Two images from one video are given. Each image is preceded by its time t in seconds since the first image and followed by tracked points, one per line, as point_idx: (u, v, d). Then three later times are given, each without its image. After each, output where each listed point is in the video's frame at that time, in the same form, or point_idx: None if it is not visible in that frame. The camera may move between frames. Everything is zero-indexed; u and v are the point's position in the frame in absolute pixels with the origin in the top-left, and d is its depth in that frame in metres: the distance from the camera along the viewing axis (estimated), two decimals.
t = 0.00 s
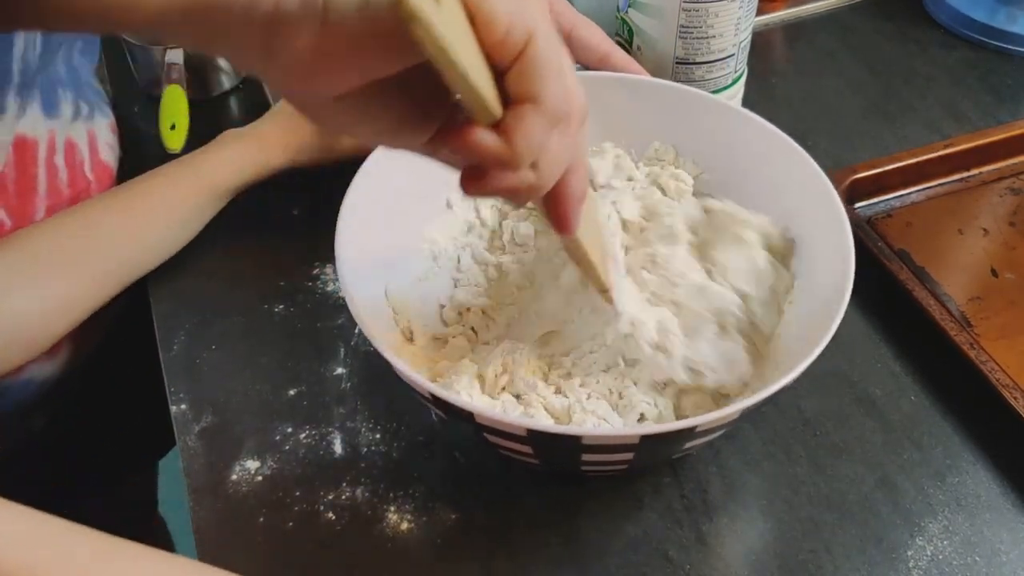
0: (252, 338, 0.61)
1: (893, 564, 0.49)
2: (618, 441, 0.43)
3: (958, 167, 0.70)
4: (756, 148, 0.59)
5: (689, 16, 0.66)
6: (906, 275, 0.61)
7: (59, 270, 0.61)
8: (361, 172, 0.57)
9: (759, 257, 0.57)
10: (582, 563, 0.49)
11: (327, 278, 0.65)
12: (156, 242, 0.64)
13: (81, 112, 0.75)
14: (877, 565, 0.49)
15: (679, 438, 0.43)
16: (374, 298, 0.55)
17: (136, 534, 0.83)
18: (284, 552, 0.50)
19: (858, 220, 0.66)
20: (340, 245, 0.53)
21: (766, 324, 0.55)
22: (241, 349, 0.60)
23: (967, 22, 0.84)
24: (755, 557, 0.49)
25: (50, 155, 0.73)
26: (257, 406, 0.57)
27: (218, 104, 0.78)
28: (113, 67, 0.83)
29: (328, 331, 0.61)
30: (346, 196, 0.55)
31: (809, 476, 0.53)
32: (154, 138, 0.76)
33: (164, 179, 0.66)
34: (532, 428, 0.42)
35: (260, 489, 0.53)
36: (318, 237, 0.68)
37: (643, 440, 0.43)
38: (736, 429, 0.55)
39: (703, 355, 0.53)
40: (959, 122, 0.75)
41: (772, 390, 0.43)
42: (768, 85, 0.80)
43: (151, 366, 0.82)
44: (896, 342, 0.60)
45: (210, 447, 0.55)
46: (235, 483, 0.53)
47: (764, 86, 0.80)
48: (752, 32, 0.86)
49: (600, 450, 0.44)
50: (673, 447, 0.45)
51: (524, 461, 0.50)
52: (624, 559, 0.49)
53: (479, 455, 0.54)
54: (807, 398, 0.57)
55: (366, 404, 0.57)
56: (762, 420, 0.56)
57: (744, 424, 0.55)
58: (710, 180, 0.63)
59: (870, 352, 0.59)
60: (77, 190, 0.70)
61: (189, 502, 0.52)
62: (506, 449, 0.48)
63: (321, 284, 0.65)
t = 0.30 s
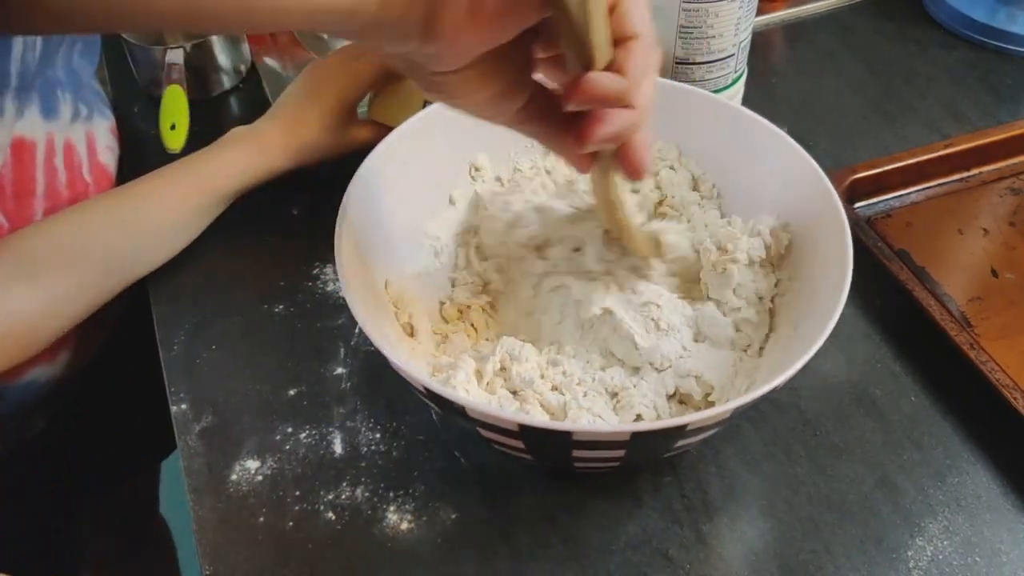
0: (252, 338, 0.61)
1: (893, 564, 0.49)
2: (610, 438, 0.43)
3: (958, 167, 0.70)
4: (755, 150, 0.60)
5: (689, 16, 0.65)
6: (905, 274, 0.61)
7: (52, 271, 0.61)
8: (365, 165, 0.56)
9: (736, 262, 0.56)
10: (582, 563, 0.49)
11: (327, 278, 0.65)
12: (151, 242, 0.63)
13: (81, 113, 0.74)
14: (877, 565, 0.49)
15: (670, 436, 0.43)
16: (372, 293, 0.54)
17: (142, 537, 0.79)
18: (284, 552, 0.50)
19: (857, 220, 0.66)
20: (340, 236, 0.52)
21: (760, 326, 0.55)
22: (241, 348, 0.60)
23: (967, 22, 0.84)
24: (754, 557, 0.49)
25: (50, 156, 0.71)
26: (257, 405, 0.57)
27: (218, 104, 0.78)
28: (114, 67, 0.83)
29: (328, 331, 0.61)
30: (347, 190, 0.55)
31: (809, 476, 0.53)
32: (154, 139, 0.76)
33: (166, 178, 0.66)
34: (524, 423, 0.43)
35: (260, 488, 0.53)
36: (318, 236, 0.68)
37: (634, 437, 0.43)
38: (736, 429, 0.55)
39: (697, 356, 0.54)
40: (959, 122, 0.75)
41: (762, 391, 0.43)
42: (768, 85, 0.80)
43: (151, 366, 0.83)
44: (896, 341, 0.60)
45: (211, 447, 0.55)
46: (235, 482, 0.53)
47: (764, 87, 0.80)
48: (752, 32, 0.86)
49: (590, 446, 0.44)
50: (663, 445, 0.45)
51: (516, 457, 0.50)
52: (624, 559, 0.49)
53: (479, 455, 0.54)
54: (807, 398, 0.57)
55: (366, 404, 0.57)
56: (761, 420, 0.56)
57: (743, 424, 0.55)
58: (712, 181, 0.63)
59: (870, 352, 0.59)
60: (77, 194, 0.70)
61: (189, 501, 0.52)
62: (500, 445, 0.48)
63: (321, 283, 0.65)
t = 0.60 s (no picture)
0: (252, 338, 0.61)
1: (893, 564, 0.49)
2: (623, 438, 0.43)
3: (958, 167, 0.70)
4: (751, 146, 0.60)
5: (689, 16, 0.66)
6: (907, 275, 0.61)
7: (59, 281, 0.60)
8: (362, 171, 0.56)
9: (738, 261, 0.58)
10: (582, 563, 0.49)
11: (327, 279, 0.65)
12: (156, 247, 0.63)
13: (91, 110, 0.74)
14: (877, 565, 0.49)
15: (682, 435, 0.43)
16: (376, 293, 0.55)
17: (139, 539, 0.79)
18: (284, 553, 0.50)
19: (858, 220, 0.66)
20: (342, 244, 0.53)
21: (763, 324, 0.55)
22: (241, 349, 0.60)
23: (967, 22, 0.84)
24: (755, 557, 0.49)
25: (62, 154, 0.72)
26: (258, 407, 0.57)
27: (219, 104, 0.78)
28: (113, 66, 0.83)
29: (328, 332, 0.61)
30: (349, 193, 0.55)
31: (810, 477, 0.53)
32: (153, 138, 0.76)
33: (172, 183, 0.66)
34: (537, 425, 0.42)
35: (260, 489, 0.53)
36: (318, 236, 0.68)
37: (646, 438, 0.43)
38: (736, 431, 0.55)
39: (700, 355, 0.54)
40: (959, 122, 0.75)
41: (776, 386, 0.43)
42: (769, 84, 0.80)
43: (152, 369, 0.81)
44: (897, 341, 0.60)
45: (210, 447, 0.55)
46: (235, 482, 0.53)
47: (764, 86, 0.80)
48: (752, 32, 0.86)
49: (602, 446, 0.44)
50: (675, 445, 0.45)
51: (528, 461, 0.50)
52: (624, 559, 0.49)
53: (479, 456, 0.54)
54: (808, 399, 0.57)
55: (366, 405, 0.57)
56: (762, 421, 0.56)
57: (744, 425, 0.55)
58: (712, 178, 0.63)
59: (871, 352, 0.59)
60: (86, 191, 0.70)
61: (190, 502, 0.52)
62: (511, 448, 0.48)
63: (322, 284, 0.65)
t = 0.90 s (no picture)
0: (252, 338, 0.61)
1: (893, 564, 0.49)
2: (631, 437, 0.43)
3: (958, 167, 0.70)
4: (753, 144, 0.59)
5: (689, 16, 0.66)
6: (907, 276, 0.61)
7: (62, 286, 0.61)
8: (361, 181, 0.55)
9: (741, 261, 0.57)
10: (582, 563, 0.49)
11: (327, 278, 0.65)
12: (157, 248, 0.63)
13: (90, 106, 0.75)
14: (877, 565, 0.49)
15: (690, 435, 0.43)
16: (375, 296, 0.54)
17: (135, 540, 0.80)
18: (284, 553, 0.50)
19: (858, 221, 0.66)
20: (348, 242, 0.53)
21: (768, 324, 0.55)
22: (241, 349, 0.60)
23: (967, 22, 0.84)
24: (755, 557, 0.49)
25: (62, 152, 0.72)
26: (258, 407, 0.57)
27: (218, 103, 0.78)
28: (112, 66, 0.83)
29: (328, 331, 0.61)
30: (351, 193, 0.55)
31: (810, 477, 0.53)
32: (153, 138, 0.76)
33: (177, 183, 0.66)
34: (543, 426, 0.42)
35: (260, 489, 0.53)
36: (318, 236, 0.68)
37: (653, 438, 0.43)
38: (736, 431, 0.55)
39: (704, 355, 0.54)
40: (959, 122, 0.75)
41: (786, 384, 0.43)
42: (769, 84, 0.80)
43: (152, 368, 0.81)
44: (896, 341, 0.60)
45: (210, 447, 0.55)
46: (235, 482, 0.53)
47: (764, 86, 0.80)
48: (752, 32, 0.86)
49: (608, 447, 0.44)
50: (681, 445, 0.45)
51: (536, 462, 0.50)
52: (624, 560, 0.49)
53: (479, 456, 0.54)
54: (807, 399, 0.57)
55: (366, 405, 0.57)
56: (762, 421, 0.56)
57: (744, 425, 0.55)
58: (713, 179, 0.63)
59: (870, 352, 0.59)
60: (86, 188, 0.70)
61: (190, 502, 0.52)
62: (516, 448, 0.48)
63: (322, 284, 0.65)
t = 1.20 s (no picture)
0: (252, 339, 0.61)
1: (893, 564, 0.49)
2: (632, 434, 0.43)
3: (958, 167, 0.70)
4: (761, 143, 0.59)
5: (689, 16, 0.66)
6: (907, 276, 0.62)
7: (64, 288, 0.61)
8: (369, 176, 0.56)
9: (748, 260, 0.57)
10: (582, 563, 0.49)
11: (328, 278, 0.65)
12: (159, 248, 0.64)
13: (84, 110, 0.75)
14: (877, 565, 0.49)
15: (690, 432, 0.43)
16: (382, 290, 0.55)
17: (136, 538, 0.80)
18: (284, 552, 0.50)
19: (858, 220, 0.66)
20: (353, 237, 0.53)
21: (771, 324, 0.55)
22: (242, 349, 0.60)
23: (967, 22, 0.84)
24: (754, 557, 0.49)
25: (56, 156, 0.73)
26: (258, 407, 0.57)
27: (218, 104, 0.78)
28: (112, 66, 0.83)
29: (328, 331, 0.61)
30: (360, 182, 0.56)
31: (809, 477, 0.53)
32: (153, 139, 0.76)
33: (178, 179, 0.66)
34: (541, 420, 0.43)
35: (259, 489, 0.53)
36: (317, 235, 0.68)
37: (653, 435, 0.43)
38: (736, 432, 0.55)
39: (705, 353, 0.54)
40: (959, 122, 0.75)
41: (787, 382, 0.43)
42: (769, 84, 0.80)
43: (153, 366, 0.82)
44: (896, 341, 0.60)
45: (210, 447, 0.55)
46: (235, 481, 0.53)
47: (764, 86, 0.80)
48: (752, 32, 0.86)
49: (608, 442, 0.44)
50: (682, 442, 0.45)
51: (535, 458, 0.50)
52: (624, 559, 0.49)
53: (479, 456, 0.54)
54: (806, 399, 0.57)
55: (366, 405, 0.57)
56: (761, 421, 0.56)
57: (744, 425, 0.55)
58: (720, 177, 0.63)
59: (870, 352, 0.59)
60: (80, 194, 0.71)
61: (190, 502, 0.52)
62: (517, 444, 0.48)
63: (322, 283, 0.65)
